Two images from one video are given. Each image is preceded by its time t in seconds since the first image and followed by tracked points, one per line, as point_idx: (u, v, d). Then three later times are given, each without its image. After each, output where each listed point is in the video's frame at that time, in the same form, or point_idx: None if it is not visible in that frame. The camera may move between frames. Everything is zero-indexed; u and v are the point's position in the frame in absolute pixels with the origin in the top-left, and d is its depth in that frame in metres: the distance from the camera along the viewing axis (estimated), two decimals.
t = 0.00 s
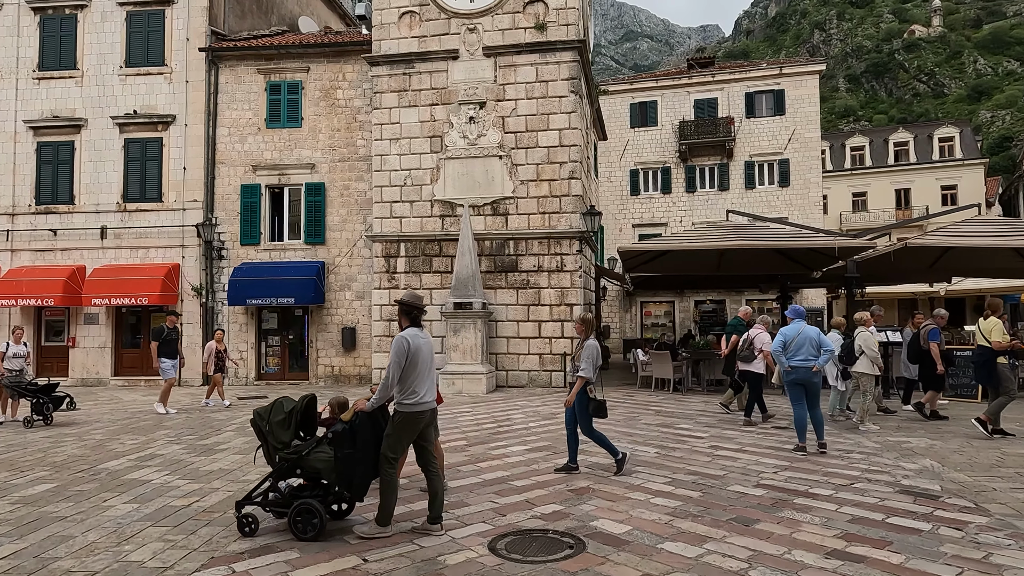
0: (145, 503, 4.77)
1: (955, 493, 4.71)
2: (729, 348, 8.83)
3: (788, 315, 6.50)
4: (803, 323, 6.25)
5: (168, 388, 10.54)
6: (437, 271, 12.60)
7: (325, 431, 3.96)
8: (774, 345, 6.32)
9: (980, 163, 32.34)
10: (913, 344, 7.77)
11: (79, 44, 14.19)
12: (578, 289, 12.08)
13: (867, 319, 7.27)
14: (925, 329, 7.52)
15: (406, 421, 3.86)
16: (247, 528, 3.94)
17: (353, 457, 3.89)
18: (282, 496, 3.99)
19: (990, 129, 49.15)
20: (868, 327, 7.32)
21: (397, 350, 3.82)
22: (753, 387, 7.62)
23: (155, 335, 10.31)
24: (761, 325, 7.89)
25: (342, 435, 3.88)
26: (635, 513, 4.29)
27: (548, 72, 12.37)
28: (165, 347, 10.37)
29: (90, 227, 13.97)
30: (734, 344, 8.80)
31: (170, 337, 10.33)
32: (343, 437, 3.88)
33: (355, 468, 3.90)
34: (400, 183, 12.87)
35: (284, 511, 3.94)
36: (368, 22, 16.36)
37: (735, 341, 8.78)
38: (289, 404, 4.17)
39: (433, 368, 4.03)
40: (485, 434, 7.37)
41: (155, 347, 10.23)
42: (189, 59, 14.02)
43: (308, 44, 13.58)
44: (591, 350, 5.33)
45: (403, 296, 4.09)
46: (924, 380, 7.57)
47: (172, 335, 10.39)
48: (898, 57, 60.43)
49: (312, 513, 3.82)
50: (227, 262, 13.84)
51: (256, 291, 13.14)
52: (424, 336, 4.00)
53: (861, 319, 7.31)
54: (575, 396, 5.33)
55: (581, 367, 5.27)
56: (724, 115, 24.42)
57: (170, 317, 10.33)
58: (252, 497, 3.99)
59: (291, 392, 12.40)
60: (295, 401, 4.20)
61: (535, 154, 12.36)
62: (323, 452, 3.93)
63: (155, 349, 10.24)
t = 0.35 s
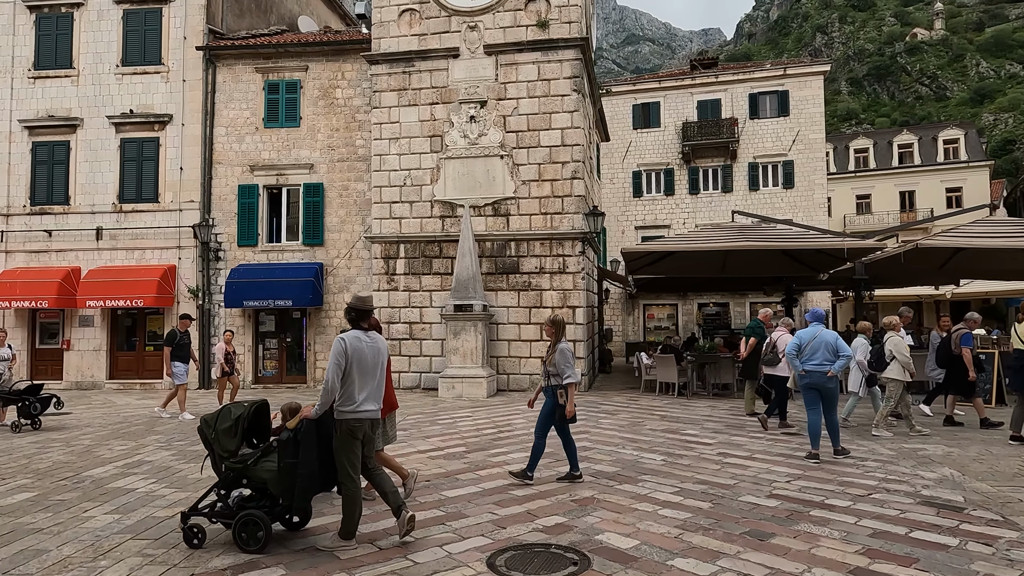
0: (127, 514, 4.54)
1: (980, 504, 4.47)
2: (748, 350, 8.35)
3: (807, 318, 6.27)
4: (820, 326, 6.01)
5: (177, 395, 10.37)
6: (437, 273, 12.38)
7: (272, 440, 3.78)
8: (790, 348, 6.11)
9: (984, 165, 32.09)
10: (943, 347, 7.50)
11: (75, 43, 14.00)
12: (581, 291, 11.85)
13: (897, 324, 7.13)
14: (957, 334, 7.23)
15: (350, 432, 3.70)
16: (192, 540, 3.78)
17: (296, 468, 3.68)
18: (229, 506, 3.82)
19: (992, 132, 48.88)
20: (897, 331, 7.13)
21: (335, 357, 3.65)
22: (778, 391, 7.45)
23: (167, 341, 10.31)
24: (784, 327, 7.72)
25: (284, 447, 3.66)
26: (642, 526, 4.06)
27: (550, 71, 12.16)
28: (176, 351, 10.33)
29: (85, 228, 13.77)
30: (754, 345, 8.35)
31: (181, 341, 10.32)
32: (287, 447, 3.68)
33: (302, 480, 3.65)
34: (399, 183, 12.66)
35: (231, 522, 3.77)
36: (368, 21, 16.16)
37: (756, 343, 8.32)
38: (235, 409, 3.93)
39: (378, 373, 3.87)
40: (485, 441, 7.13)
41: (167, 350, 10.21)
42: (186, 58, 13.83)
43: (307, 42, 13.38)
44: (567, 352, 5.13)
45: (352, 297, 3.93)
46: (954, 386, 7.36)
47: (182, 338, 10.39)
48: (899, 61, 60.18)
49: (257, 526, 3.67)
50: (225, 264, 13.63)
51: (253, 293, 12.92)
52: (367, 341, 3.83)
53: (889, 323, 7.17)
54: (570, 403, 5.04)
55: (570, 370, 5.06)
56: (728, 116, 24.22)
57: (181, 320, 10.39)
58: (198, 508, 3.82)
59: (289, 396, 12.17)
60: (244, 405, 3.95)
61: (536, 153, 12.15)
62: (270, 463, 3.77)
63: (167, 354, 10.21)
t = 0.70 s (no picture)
0: (102, 533, 4.31)
1: (1003, 522, 4.24)
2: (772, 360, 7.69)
3: (830, 323, 6.03)
4: (843, 333, 5.77)
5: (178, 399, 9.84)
6: (435, 277, 12.16)
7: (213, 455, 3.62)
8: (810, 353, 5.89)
9: (988, 168, 31.86)
10: (977, 354, 7.24)
11: (68, 43, 13.80)
12: (581, 295, 11.60)
13: (928, 328, 7.07)
14: (993, 340, 7.00)
15: (298, 446, 3.57)
16: (127, 562, 3.57)
17: (240, 485, 3.52)
18: (167, 526, 3.61)
19: (993, 135, 48.65)
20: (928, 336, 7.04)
21: (275, 369, 3.51)
22: (800, 398, 7.28)
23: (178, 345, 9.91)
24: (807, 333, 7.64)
25: (227, 463, 3.49)
26: (646, 547, 3.82)
27: (550, 71, 11.95)
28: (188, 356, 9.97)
29: (78, 231, 13.55)
30: (778, 354, 7.74)
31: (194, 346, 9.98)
32: (229, 463, 3.50)
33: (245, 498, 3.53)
34: (396, 185, 12.43)
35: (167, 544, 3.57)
36: (365, 21, 15.96)
37: (780, 351, 7.72)
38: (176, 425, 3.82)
39: (325, 383, 3.74)
40: (482, 451, 6.90)
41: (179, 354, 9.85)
42: (180, 59, 13.63)
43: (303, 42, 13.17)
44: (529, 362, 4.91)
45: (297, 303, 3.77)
46: (993, 395, 7.09)
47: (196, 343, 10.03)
48: (899, 64, 60.06)
49: (193, 546, 3.46)
50: (219, 268, 13.41)
51: (247, 298, 12.68)
52: (309, 349, 3.70)
53: (920, 327, 7.13)
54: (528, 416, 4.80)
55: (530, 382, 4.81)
56: (729, 119, 24.02)
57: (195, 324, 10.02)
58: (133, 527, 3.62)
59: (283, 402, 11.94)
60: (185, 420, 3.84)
61: (536, 155, 11.92)
62: (209, 478, 3.60)
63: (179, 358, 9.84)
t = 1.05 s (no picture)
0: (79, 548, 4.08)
1: None
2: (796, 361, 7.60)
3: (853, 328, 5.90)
4: (864, 338, 5.63)
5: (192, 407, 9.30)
6: (434, 280, 11.93)
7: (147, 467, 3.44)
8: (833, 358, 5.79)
9: (990, 172, 31.67)
10: (1009, 360, 7.02)
11: (62, 44, 13.61)
12: (583, 299, 11.38)
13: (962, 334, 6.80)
14: None
15: (237, 455, 3.46)
16: None
17: (174, 497, 3.36)
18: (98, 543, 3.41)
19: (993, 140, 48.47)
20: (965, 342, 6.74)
21: (217, 373, 3.38)
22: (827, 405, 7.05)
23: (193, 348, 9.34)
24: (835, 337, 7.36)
25: (160, 475, 3.33)
26: (656, 565, 3.59)
27: (551, 71, 11.76)
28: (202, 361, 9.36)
29: (71, 234, 13.33)
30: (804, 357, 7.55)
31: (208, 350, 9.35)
32: (161, 476, 3.34)
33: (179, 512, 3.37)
34: (394, 187, 12.23)
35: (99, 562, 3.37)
36: (364, 23, 15.79)
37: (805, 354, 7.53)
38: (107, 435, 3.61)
39: (270, 390, 3.64)
40: (481, 460, 6.67)
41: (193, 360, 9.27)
42: (176, 59, 13.44)
43: (300, 43, 12.99)
44: (489, 368, 4.73)
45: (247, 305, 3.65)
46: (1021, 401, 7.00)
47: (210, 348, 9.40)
48: (898, 70, 60.03)
49: (127, 564, 3.29)
50: (214, 271, 13.19)
51: (242, 302, 12.44)
52: (255, 354, 3.60)
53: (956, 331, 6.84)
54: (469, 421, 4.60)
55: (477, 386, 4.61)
56: (731, 122, 23.87)
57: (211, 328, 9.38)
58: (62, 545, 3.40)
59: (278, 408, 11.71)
60: (118, 428, 3.63)
61: (536, 157, 11.72)
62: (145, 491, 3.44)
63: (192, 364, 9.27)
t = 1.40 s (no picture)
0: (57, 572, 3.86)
1: None
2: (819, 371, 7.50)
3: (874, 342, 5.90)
4: (880, 350, 5.61)
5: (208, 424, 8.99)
6: (434, 288, 11.73)
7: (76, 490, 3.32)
8: (850, 373, 5.78)
9: (994, 179, 31.46)
10: None
11: (59, 48, 13.46)
12: (585, 307, 11.17)
13: (1007, 344, 6.62)
14: None
15: (174, 475, 3.36)
16: None
17: (101, 524, 3.24)
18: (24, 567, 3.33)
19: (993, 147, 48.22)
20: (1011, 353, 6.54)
21: (155, 392, 3.34)
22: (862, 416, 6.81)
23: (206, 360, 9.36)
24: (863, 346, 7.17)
25: (88, 499, 3.22)
26: None
27: (553, 76, 11.59)
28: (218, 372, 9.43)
29: (66, 240, 13.14)
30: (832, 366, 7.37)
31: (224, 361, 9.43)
32: (90, 499, 3.22)
33: (109, 540, 3.27)
34: (394, 193, 12.04)
35: None
36: (364, 28, 15.65)
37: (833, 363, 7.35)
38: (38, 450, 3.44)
39: (215, 406, 3.52)
40: (483, 474, 6.44)
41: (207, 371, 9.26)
42: (173, 63, 13.28)
43: (300, 47, 12.83)
44: (456, 378, 4.60)
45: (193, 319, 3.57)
46: None
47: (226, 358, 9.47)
48: (898, 78, 59.99)
49: None
50: (211, 278, 13.00)
51: (239, 309, 12.24)
52: (197, 368, 3.50)
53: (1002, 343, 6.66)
54: (444, 436, 4.47)
55: (449, 400, 4.49)
56: (734, 128, 23.73)
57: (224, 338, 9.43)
58: None
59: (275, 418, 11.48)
60: (51, 445, 3.46)
61: (538, 162, 11.54)
62: (73, 516, 3.33)
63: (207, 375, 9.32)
